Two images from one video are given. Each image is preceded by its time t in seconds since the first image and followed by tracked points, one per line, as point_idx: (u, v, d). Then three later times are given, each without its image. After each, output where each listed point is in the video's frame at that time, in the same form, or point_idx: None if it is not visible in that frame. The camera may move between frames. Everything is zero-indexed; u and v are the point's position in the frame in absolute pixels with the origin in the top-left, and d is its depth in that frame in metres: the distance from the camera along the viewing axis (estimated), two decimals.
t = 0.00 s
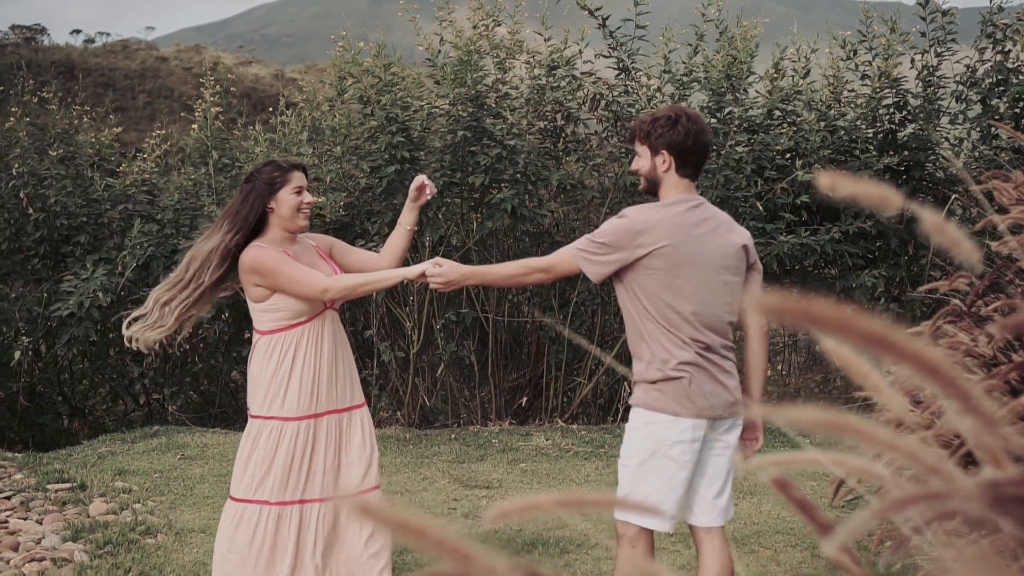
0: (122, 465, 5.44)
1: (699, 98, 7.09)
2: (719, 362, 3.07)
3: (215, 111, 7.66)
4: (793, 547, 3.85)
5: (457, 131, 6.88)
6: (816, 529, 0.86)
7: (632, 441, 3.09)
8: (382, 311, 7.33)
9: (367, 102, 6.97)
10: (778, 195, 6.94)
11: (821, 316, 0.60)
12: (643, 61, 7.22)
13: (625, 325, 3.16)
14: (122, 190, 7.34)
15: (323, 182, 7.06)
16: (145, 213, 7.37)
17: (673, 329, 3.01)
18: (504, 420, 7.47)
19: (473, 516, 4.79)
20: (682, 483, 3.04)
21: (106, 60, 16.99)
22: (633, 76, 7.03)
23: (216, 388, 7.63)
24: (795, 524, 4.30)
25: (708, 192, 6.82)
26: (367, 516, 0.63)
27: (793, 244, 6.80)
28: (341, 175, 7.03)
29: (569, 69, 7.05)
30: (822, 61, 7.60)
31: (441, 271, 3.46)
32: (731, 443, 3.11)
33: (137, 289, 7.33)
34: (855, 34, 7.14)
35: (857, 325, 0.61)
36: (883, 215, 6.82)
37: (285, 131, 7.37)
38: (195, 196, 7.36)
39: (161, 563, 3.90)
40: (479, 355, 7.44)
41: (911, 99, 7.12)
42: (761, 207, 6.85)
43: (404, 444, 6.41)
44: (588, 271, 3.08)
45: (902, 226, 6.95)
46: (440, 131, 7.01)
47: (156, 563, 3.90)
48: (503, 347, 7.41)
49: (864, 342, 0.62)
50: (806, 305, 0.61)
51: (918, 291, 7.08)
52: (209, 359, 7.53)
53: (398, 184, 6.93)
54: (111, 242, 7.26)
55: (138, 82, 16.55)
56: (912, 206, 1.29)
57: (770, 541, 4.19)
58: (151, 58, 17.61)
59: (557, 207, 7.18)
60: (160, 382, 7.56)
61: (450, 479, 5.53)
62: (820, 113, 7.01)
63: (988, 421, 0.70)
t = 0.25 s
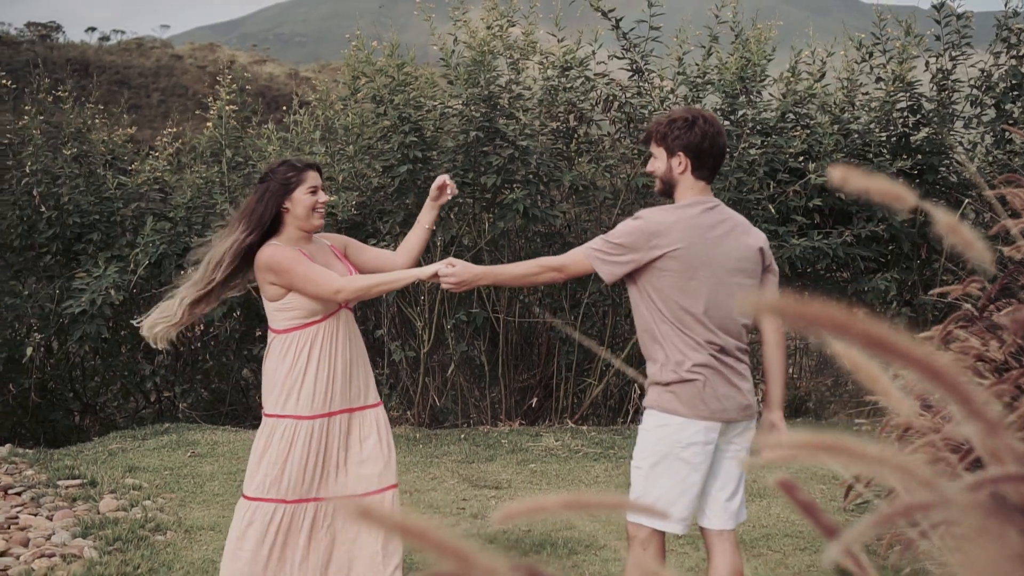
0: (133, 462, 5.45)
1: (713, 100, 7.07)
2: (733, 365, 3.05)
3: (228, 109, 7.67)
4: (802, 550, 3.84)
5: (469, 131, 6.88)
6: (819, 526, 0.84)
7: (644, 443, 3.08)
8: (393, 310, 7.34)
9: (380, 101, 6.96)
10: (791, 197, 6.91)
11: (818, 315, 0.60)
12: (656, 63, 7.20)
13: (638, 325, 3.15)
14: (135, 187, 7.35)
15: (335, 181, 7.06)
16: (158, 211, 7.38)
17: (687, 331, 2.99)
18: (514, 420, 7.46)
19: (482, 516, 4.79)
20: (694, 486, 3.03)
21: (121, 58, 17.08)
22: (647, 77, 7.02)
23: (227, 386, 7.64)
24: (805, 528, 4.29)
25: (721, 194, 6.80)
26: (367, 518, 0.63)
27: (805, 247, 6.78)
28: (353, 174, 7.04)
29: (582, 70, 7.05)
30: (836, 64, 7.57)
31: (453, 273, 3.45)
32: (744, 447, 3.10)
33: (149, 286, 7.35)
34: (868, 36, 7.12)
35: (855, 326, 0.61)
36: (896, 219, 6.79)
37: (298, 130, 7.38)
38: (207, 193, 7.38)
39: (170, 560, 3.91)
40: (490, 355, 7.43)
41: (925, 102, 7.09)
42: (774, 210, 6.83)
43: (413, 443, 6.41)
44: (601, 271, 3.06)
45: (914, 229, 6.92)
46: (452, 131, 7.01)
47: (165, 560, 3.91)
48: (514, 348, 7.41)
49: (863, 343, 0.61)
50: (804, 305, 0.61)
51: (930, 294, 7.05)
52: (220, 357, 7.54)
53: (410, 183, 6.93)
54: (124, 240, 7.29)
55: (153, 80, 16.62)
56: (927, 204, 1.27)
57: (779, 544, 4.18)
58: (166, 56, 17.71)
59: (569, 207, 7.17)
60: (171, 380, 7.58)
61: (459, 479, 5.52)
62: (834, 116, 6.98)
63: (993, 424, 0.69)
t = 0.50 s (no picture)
0: (139, 460, 5.46)
1: (722, 102, 7.05)
2: (739, 367, 3.05)
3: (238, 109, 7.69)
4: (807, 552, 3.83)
5: (478, 131, 6.89)
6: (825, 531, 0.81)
7: (648, 444, 3.07)
8: (400, 310, 7.34)
9: (389, 101, 6.96)
10: (799, 200, 6.90)
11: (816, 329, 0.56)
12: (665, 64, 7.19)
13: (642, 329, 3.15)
14: (143, 186, 7.38)
15: (344, 180, 7.07)
16: (166, 209, 7.40)
17: (692, 332, 2.99)
18: (520, 420, 7.46)
19: (487, 515, 4.79)
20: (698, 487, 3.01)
21: (131, 56, 17.15)
22: (655, 79, 7.01)
23: (234, 384, 7.65)
24: (810, 530, 4.28)
25: (729, 196, 6.78)
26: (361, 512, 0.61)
27: (813, 249, 6.76)
28: (361, 174, 7.04)
29: (591, 71, 7.04)
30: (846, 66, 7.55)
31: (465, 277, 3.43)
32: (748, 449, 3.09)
33: (157, 285, 7.37)
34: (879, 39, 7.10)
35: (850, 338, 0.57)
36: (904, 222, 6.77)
37: (306, 130, 7.38)
38: (216, 191, 7.39)
39: (175, 558, 3.92)
40: (496, 355, 7.43)
41: (935, 105, 7.07)
42: (782, 212, 6.81)
43: (419, 443, 6.41)
44: (609, 274, 3.05)
45: (923, 232, 6.90)
46: (461, 131, 7.01)
47: (170, 557, 3.92)
48: (521, 348, 7.40)
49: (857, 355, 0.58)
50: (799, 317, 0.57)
51: (938, 297, 7.02)
52: (227, 355, 7.56)
53: (418, 183, 6.93)
54: (132, 238, 7.31)
55: (163, 78, 16.67)
56: (929, 204, 1.25)
57: (784, 546, 4.17)
58: (176, 55, 17.79)
59: (576, 208, 7.17)
60: (178, 378, 7.60)
61: (464, 479, 5.53)
62: (843, 119, 6.96)
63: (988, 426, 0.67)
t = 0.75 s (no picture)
0: (143, 456, 5.48)
1: (727, 102, 7.04)
2: (735, 367, 3.06)
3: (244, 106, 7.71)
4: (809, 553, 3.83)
5: (482, 130, 6.89)
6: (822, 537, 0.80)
7: (645, 444, 3.08)
8: (404, 308, 7.35)
9: (394, 100, 6.97)
10: (805, 200, 6.88)
11: (797, 334, 0.55)
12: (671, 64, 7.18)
13: (641, 332, 3.15)
14: (148, 183, 7.39)
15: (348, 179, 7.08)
16: (171, 207, 7.42)
17: (694, 334, 2.99)
18: (523, 420, 7.46)
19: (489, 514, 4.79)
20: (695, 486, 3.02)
21: (140, 54, 17.22)
22: (661, 79, 7.00)
23: (238, 382, 7.66)
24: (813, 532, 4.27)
25: (734, 196, 6.77)
26: (359, 501, 0.60)
27: (818, 250, 6.75)
28: (366, 172, 7.05)
29: (597, 71, 7.03)
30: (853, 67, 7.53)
31: (472, 280, 3.39)
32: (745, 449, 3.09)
33: (162, 282, 7.39)
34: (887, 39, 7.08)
35: (831, 342, 0.55)
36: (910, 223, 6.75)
37: (312, 128, 7.39)
38: (222, 189, 7.40)
39: (177, 555, 3.93)
40: (500, 354, 7.43)
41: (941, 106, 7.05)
42: (787, 213, 6.80)
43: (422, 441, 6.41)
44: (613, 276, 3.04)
45: (928, 234, 6.88)
46: (466, 130, 7.01)
47: (172, 554, 3.93)
48: (524, 347, 7.40)
49: (839, 360, 0.56)
50: (777, 324, 0.56)
51: (943, 298, 7.01)
52: (231, 352, 7.57)
53: (423, 182, 6.93)
54: (138, 236, 7.32)
55: (171, 76, 16.73)
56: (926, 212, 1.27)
57: (786, 546, 4.17)
58: (185, 53, 17.87)
59: (581, 207, 7.16)
60: (183, 375, 7.62)
61: (467, 478, 5.53)
62: (849, 120, 6.94)
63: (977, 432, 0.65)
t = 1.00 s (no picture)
0: (142, 453, 5.49)
1: (729, 103, 7.04)
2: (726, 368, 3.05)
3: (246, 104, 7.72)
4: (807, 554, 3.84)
5: (484, 129, 6.90)
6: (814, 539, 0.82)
7: (634, 443, 3.09)
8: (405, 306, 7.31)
9: (396, 98, 6.99)
10: (806, 202, 6.88)
11: (771, 348, 0.61)
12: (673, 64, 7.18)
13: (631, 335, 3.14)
14: (149, 179, 7.40)
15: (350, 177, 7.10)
16: (172, 203, 7.43)
17: (688, 335, 2.97)
18: (522, 419, 7.47)
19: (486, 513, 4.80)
20: (682, 487, 3.03)
21: (145, 51, 17.29)
22: (662, 79, 7.00)
23: (238, 379, 7.67)
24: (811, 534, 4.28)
25: (735, 197, 6.78)
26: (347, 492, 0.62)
27: (818, 252, 6.75)
28: (368, 170, 7.06)
29: (599, 70, 7.03)
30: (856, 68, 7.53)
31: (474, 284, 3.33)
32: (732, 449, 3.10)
33: (163, 278, 7.40)
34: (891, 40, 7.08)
35: (803, 355, 0.62)
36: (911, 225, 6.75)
37: (313, 125, 7.39)
38: (223, 185, 7.41)
39: (175, 550, 3.94)
40: (500, 353, 7.43)
41: (944, 108, 7.04)
42: (788, 214, 6.80)
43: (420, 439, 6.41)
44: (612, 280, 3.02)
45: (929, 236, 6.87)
46: (467, 129, 7.02)
47: (170, 550, 3.93)
48: (524, 346, 7.41)
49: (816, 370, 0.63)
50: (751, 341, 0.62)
51: (943, 301, 7.00)
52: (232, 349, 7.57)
53: (424, 180, 6.94)
54: (139, 232, 7.34)
55: (175, 73, 16.73)
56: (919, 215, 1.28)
57: (783, 547, 4.18)
58: (189, 50, 17.96)
59: (582, 207, 7.17)
60: (183, 372, 7.63)
61: (465, 477, 5.54)
62: (852, 121, 6.93)
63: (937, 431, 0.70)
